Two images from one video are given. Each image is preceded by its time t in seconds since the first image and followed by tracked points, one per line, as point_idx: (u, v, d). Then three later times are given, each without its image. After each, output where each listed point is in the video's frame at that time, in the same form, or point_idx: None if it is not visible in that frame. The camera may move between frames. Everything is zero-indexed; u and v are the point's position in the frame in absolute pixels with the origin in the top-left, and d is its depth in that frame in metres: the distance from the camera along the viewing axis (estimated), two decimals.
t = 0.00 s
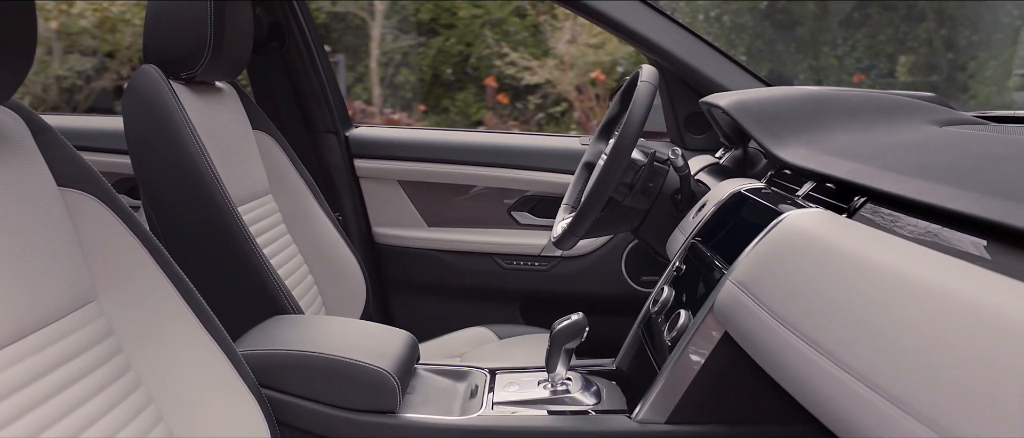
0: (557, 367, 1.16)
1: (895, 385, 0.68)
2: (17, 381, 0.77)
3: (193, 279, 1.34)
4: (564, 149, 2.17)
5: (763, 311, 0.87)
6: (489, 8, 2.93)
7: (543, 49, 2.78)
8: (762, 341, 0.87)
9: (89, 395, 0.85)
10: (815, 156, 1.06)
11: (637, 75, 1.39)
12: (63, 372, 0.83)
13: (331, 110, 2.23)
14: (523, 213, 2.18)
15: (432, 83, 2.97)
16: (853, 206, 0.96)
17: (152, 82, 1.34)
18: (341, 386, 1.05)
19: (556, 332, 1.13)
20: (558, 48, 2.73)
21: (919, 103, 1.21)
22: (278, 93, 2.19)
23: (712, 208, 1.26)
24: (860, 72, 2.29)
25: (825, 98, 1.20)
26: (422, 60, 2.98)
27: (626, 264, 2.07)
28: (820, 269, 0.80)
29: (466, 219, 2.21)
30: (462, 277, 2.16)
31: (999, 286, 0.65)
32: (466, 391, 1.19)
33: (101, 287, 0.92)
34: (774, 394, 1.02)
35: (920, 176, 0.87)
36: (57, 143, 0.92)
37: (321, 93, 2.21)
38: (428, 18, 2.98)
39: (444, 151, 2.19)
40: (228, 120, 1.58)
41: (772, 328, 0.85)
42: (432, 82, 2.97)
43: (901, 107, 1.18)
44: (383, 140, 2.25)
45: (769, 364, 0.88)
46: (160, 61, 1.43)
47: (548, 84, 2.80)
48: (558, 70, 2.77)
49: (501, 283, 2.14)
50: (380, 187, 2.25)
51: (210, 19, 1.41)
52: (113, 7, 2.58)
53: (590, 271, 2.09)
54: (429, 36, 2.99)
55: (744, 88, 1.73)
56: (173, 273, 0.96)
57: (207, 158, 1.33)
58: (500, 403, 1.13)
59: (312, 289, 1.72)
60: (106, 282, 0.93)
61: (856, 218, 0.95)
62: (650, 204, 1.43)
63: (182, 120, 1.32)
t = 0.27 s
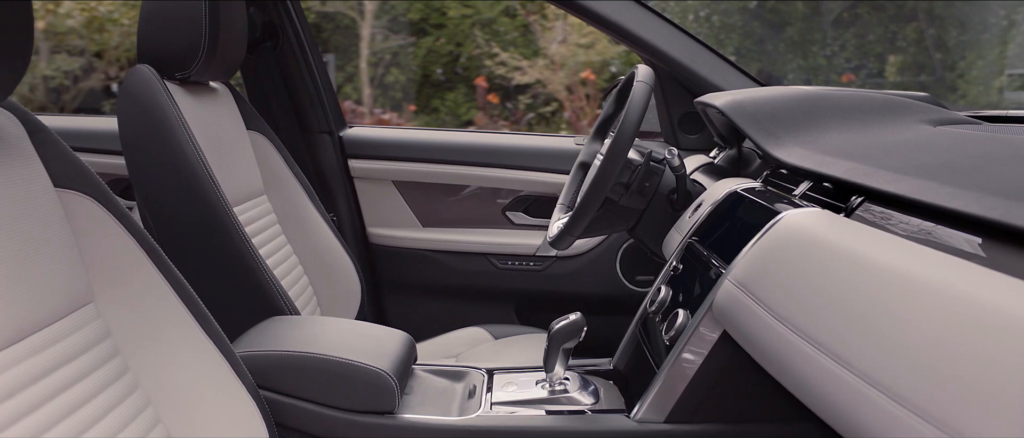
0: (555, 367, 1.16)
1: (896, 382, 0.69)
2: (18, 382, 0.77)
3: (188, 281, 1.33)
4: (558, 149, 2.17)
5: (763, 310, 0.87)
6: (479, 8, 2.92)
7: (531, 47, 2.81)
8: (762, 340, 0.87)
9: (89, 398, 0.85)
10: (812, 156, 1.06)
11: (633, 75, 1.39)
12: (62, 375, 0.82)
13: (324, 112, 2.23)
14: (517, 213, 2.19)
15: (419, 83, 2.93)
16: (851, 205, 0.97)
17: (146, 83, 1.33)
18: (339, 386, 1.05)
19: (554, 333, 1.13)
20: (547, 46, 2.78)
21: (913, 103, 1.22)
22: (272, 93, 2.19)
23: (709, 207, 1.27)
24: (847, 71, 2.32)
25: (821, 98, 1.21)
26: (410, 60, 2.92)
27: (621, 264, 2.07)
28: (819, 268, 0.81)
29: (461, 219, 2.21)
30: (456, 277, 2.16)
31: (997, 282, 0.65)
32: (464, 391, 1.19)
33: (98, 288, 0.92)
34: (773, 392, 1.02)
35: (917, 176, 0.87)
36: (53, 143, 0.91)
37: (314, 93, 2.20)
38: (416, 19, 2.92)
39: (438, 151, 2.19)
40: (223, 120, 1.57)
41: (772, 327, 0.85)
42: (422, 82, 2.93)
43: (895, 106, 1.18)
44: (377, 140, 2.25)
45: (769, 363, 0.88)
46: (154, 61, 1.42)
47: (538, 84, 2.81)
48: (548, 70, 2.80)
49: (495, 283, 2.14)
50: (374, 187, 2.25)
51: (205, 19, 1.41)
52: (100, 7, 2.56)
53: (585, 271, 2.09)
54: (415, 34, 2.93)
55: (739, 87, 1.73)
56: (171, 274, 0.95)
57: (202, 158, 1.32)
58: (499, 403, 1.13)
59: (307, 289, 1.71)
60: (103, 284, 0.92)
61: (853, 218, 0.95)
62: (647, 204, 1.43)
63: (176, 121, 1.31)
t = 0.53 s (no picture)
0: (553, 367, 1.16)
1: (897, 379, 0.69)
2: (19, 384, 0.77)
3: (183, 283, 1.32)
4: (552, 149, 2.17)
5: (762, 309, 0.88)
6: (468, 8, 2.91)
7: (520, 46, 2.81)
8: (762, 339, 0.87)
9: (87, 400, 0.84)
10: (808, 156, 1.07)
11: (628, 75, 1.40)
12: (60, 377, 0.82)
13: (319, 112, 2.22)
14: (511, 213, 2.18)
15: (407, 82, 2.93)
16: (848, 205, 0.98)
17: (140, 82, 1.32)
18: (336, 387, 1.04)
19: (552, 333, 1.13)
20: (534, 46, 2.76)
21: (906, 102, 1.23)
22: (265, 93, 2.18)
23: (705, 207, 1.27)
24: (834, 71, 2.31)
25: (815, 98, 1.21)
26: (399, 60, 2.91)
27: (615, 264, 2.07)
28: (819, 267, 0.81)
29: (455, 219, 2.21)
30: (450, 277, 2.16)
31: (995, 279, 0.66)
32: (462, 392, 1.19)
33: (96, 290, 0.91)
34: (771, 391, 1.03)
35: (914, 175, 0.88)
36: (49, 144, 0.91)
37: (307, 93, 2.20)
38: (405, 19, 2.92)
39: (431, 151, 2.18)
40: (217, 120, 1.56)
41: (772, 326, 0.85)
42: (411, 82, 2.92)
43: (888, 106, 1.19)
44: (370, 140, 2.24)
45: (769, 362, 0.88)
46: (148, 61, 1.42)
47: (527, 83, 2.81)
48: (537, 70, 2.80)
49: (489, 283, 2.14)
50: (367, 187, 2.25)
51: (199, 19, 1.40)
52: (86, 6, 2.53)
53: (579, 271, 2.09)
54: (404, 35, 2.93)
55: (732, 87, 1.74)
56: (168, 276, 0.95)
57: (197, 159, 1.32)
58: (497, 403, 1.13)
59: (302, 290, 1.70)
60: (101, 285, 0.92)
61: (851, 217, 0.96)
62: (642, 203, 1.43)
63: (170, 121, 1.30)
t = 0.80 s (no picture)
0: (550, 367, 1.16)
1: (900, 376, 0.69)
2: (17, 388, 0.76)
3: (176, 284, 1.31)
4: (545, 149, 2.17)
5: (761, 308, 0.88)
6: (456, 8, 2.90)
7: (508, 47, 2.80)
8: (761, 338, 0.88)
9: (85, 403, 0.84)
10: (804, 155, 1.08)
11: (623, 75, 1.40)
12: (57, 380, 0.81)
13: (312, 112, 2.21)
14: (504, 213, 2.19)
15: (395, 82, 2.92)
16: (844, 204, 0.98)
17: (133, 83, 1.31)
18: (334, 389, 1.04)
19: (549, 333, 1.13)
20: (522, 47, 2.76)
21: (899, 102, 1.24)
22: (257, 93, 2.17)
23: (701, 206, 1.28)
24: (822, 71, 2.29)
25: (809, 99, 1.22)
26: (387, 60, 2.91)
27: (608, 263, 2.08)
28: (818, 267, 0.81)
29: (448, 220, 2.21)
30: (443, 277, 2.15)
31: (993, 278, 0.66)
32: (459, 392, 1.19)
33: (92, 293, 0.91)
34: (768, 389, 1.03)
35: (910, 174, 0.88)
36: (45, 145, 0.90)
37: (300, 93, 2.19)
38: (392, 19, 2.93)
39: (423, 151, 2.18)
40: (210, 121, 1.55)
41: (771, 325, 0.86)
42: (399, 83, 2.92)
43: (881, 106, 1.20)
44: (362, 141, 2.24)
45: (770, 360, 0.88)
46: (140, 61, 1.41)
47: (515, 84, 2.81)
48: (525, 70, 2.80)
49: (482, 283, 2.14)
50: (359, 187, 2.24)
51: (192, 19, 1.39)
52: (71, 6, 2.51)
53: (572, 271, 2.09)
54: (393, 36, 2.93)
55: (724, 87, 1.74)
56: (165, 278, 0.94)
57: (190, 159, 1.31)
58: (494, 403, 1.13)
59: (295, 291, 1.70)
60: (97, 288, 0.91)
61: (848, 215, 0.97)
62: (637, 203, 1.44)
63: (164, 121, 1.30)
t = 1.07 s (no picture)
0: (550, 366, 1.16)
1: (900, 373, 0.69)
2: (17, 391, 0.76)
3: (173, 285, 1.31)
4: (541, 149, 2.17)
5: (761, 306, 0.88)
6: (447, 8, 2.91)
7: (497, 46, 2.85)
8: (760, 335, 0.88)
9: (87, 403, 0.83)
10: (801, 155, 1.08)
11: (619, 74, 1.40)
12: (59, 382, 0.81)
13: (307, 111, 2.21)
14: (499, 213, 2.19)
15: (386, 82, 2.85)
16: (842, 203, 0.99)
17: (129, 83, 1.30)
18: (334, 389, 1.04)
19: (548, 333, 1.12)
20: (514, 47, 2.81)
21: (895, 102, 1.24)
22: (252, 94, 2.16)
23: (698, 206, 1.28)
24: (811, 71, 2.28)
25: (805, 98, 1.23)
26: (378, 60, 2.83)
27: (604, 263, 2.08)
28: (816, 265, 0.82)
29: (443, 220, 2.21)
30: (439, 277, 2.15)
31: (993, 277, 0.66)
32: (458, 392, 1.19)
33: (91, 293, 0.90)
34: (767, 387, 1.04)
35: (907, 173, 0.89)
36: (44, 146, 0.89)
37: (295, 93, 2.18)
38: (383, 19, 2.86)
39: (419, 151, 2.18)
40: (205, 121, 1.54)
41: (770, 323, 0.86)
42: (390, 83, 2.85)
43: (877, 106, 1.21)
44: (358, 141, 2.23)
45: (770, 359, 0.88)
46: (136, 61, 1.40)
47: (506, 84, 2.82)
48: (516, 70, 2.83)
49: (477, 283, 2.14)
50: (355, 187, 2.23)
51: (188, 18, 1.39)
52: (59, 5, 2.50)
53: (568, 270, 2.09)
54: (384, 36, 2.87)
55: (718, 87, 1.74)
56: (163, 278, 0.94)
57: (187, 160, 1.30)
58: (494, 403, 1.13)
59: (291, 291, 1.69)
60: (97, 289, 0.91)
61: (847, 214, 0.97)
62: (634, 202, 1.44)
63: (160, 122, 1.29)
